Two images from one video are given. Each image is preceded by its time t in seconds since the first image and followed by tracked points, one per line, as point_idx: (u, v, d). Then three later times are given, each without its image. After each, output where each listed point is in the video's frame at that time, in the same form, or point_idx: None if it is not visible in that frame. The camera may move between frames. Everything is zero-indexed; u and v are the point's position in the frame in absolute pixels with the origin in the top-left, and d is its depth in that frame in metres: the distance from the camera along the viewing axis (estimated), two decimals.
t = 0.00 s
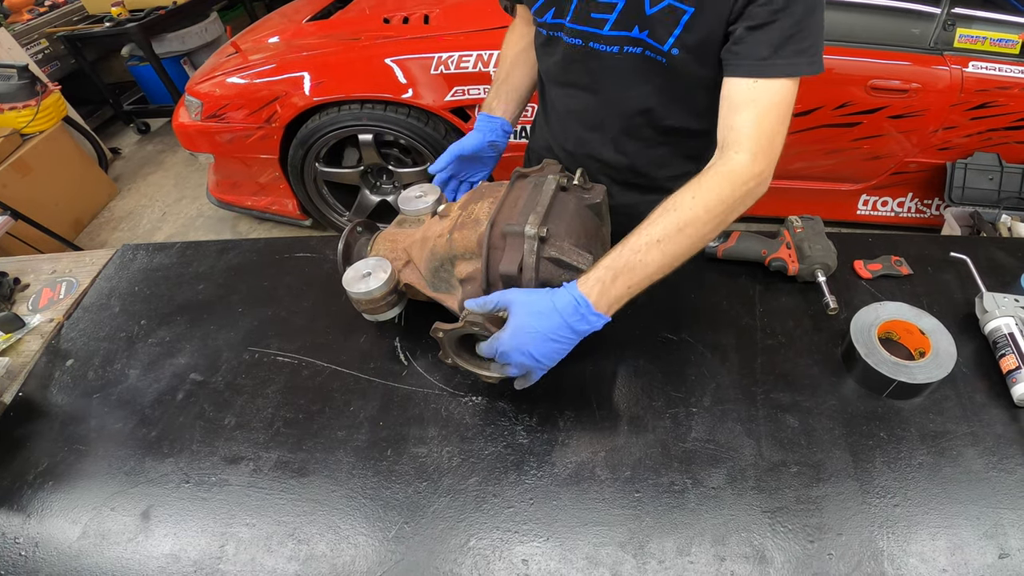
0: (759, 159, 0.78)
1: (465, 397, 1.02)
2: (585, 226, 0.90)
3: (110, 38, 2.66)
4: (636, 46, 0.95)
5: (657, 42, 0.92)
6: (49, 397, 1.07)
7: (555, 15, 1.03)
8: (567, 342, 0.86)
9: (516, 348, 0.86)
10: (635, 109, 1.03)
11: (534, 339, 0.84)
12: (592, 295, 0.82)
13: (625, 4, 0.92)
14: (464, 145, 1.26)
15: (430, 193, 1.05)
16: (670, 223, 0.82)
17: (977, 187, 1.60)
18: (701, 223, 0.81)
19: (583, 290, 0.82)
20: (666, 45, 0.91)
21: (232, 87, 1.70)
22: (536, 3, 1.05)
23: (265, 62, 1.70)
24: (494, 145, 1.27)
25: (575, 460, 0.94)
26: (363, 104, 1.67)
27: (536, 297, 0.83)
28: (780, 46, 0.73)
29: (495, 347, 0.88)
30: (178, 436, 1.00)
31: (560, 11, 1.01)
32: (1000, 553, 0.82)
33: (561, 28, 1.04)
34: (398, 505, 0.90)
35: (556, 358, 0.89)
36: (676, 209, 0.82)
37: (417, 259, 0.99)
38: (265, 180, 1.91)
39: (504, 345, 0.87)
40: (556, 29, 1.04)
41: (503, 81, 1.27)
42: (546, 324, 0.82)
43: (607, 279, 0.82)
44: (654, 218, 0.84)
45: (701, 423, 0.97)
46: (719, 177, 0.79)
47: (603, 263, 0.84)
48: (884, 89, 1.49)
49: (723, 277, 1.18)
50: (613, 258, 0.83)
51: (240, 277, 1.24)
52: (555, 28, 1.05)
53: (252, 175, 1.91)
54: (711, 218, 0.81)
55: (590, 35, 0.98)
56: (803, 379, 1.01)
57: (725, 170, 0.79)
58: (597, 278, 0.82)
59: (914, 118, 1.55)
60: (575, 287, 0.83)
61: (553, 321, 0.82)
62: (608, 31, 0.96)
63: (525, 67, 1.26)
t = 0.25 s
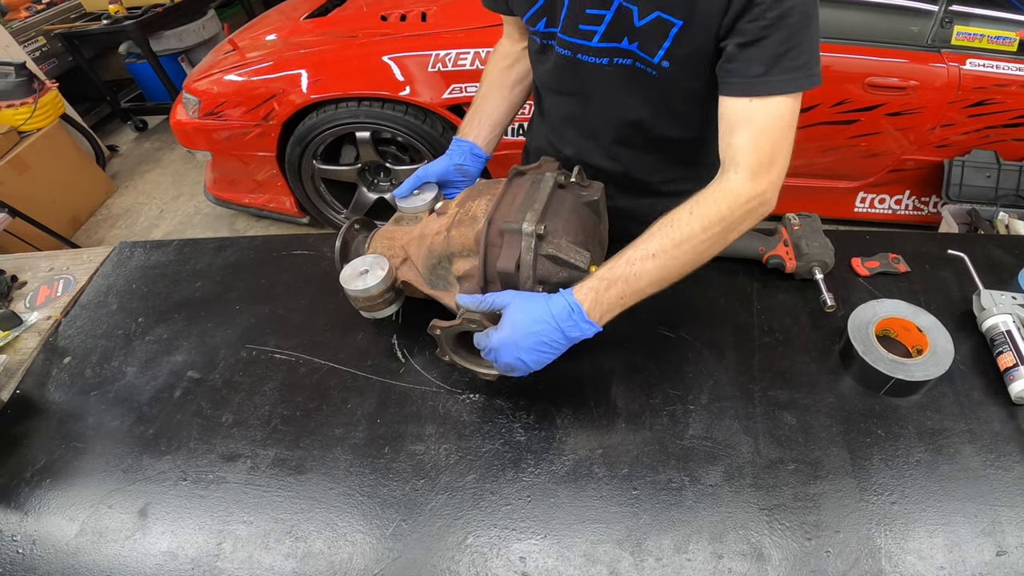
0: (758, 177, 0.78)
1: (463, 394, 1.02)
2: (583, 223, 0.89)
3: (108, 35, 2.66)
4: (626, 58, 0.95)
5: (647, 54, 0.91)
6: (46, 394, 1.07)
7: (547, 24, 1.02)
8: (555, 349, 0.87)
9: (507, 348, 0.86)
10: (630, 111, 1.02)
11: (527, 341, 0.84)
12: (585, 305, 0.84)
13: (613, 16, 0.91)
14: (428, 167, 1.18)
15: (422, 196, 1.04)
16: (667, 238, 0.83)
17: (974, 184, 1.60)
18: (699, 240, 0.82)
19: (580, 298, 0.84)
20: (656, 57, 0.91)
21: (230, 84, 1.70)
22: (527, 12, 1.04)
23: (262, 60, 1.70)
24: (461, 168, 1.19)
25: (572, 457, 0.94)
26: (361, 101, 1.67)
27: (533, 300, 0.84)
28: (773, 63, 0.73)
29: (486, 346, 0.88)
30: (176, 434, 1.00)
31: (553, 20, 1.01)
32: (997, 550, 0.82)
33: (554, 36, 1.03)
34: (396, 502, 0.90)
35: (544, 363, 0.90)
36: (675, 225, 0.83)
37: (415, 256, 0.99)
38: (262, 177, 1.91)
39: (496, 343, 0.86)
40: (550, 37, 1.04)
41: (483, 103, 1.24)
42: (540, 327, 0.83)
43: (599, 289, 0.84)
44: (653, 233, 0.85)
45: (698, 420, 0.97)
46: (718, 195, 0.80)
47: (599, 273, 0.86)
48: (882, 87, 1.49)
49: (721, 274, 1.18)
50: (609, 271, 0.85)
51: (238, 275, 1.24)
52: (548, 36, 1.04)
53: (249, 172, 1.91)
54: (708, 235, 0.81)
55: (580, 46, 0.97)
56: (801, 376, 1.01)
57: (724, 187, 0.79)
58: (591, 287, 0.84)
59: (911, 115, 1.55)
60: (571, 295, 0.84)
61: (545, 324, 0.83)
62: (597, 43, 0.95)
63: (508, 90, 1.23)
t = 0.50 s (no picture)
0: (760, 190, 0.79)
1: (460, 391, 1.02)
2: (580, 220, 0.89)
3: (105, 33, 2.65)
4: (608, 70, 0.94)
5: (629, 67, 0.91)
6: (44, 392, 1.07)
7: (535, 32, 1.02)
8: (554, 342, 0.87)
9: (507, 341, 0.86)
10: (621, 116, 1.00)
11: (529, 334, 0.83)
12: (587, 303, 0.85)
13: (593, 30, 0.90)
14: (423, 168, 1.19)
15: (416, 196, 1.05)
16: (670, 243, 0.84)
17: (972, 182, 1.60)
18: (702, 248, 0.83)
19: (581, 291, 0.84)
20: (638, 70, 0.90)
21: (227, 81, 1.70)
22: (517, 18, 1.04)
23: (259, 57, 1.70)
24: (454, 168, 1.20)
25: (569, 455, 0.94)
26: (358, 99, 1.67)
27: (534, 294, 0.84)
28: (760, 83, 0.72)
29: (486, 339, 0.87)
30: (173, 431, 0.99)
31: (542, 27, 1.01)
32: (994, 548, 0.83)
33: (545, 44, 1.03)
34: (393, 499, 0.90)
35: (542, 355, 0.89)
36: (678, 230, 0.85)
37: (411, 254, 0.99)
38: (260, 175, 1.91)
39: (496, 337, 0.86)
40: (540, 44, 1.04)
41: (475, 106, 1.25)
42: (541, 319, 0.83)
43: (601, 287, 0.85)
44: (656, 237, 0.86)
45: (696, 417, 0.97)
46: (722, 205, 0.81)
47: (602, 273, 0.86)
48: (879, 84, 1.49)
49: (719, 272, 1.18)
50: (613, 273, 0.85)
51: (235, 273, 1.24)
52: (538, 44, 1.04)
53: (247, 170, 1.91)
54: (711, 244, 0.83)
55: (563, 57, 0.98)
56: (798, 374, 1.01)
57: (728, 198, 0.81)
58: (594, 286, 0.85)
59: (908, 113, 1.55)
60: (572, 290, 0.85)
61: (545, 318, 0.83)
62: (579, 55, 0.95)
63: (500, 93, 1.24)
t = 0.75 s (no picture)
0: (781, 164, 0.80)
1: (457, 388, 1.02)
2: (581, 208, 0.91)
3: (103, 30, 2.64)
4: (600, 70, 0.94)
5: (622, 65, 0.90)
6: (41, 389, 1.07)
7: (523, 36, 0.99)
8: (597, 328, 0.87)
9: (559, 333, 0.84)
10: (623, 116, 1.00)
11: (583, 318, 0.83)
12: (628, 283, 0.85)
13: (583, 31, 0.89)
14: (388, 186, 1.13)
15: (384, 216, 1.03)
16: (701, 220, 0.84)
17: (969, 179, 1.61)
18: (731, 225, 0.84)
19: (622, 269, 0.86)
20: (632, 68, 0.90)
21: (225, 79, 1.70)
22: (499, 24, 1.01)
23: (257, 55, 1.70)
24: (422, 186, 1.14)
25: (567, 452, 0.94)
26: (356, 96, 1.67)
27: (579, 280, 0.84)
28: (768, 74, 0.72)
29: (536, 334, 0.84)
30: (170, 429, 0.99)
31: (529, 31, 0.99)
32: (992, 545, 0.83)
33: (531, 48, 1.01)
34: (391, 497, 0.90)
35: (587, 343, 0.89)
36: (707, 206, 0.85)
37: (412, 273, 0.95)
38: (257, 172, 1.91)
39: (549, 328, 0.83)
40: (527, 48, 1.02)
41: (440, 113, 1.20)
42: (593, 300, 0.83)
43: (639, 268, 0.86)
44: (686, 216, 0.86)
45: (693, 415, 0.97)
46: (748, 181, 0.81)
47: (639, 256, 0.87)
48: (876, 81, 1.49)
49: (716, 270, 1.18)
50: (650, 253, 0.86)
51: (232, 270, 1.24)
52: (525, 48, 1.02)
53: (244, 167, 1.91)
54: (741, 220, 0.83)
55: (554, 60, 0.96)
56: (796, 371, 1.01)
57: (752, 175, 0.82)
58: (633, 267, 0.86)
59: (906, 110, 1.55)
60: (610, 273, 0.86)
61: (593, 303, 0.83)
62: (571, 57, 0.94)
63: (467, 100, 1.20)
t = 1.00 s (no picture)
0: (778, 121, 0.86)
1: (454, 386, 1.02)
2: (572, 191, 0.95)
3: (100, 28, 2.63)
4: (598, 60, 0.94)
5: (622, 52, 0.91)
6: (39, 386, 1.07)
7: (515, 31, 0.98)
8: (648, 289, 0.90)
9: (628, 301, 0.84)
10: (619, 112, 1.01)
11: (645, 277, 0.86)
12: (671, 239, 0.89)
13: (582, 19, 0.89)
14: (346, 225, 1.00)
15: (357, 254, 0.90)
16: (726, 177, 0.88)
17: (966, 176, 1.61)
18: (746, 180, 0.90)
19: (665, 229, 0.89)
20: (633, 54, 0.90)
21: (222, 76, 1.70)
22: (486, 24, 0.99)
23: (254, 52, 1.70)
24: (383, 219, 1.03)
25: (564, 449, 0.94)
26: (353, 93, 1.67)
27: (631, 248, 0.86)
28: (775, 49, 0.77)
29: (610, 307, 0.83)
30: (167, 426, 0.99)
31: (521, 26, 0.97)
32: (988, 542, 0.83)
33: (523, 44, 1.00)
34: (388, 494, 0.90)
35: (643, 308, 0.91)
36: (724, 160, 0.88)
37: (435, 297, 0.86)
38: (254, 170, 1.91)
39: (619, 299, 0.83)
40: (519, 44, 1.00)
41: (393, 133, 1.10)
42: (649, 260, 0.86)
43: (678, 226, 0.89)
44: (706, 173, 0.89)
45: (690, 412, 0.97)
46: (757, 139, 0.87)
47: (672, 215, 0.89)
48: (874, 79, 1.49)
49: (714, 267, 1.18)
50: (685, 211, 0.89)
51: (230, 267, 1.24)
52: (517, 44, 1.00)
53: (242, 165, 1.90)
54: (756, 171, 0.89)
55: (551, 52, 0.96)
56: (793, 369, 1.01)
57: (759, 133, 0.87)
58: (673, 226, 0.89)
59: (903, 107, 1.55)
60: (654, 234, 0.88)
61: (648, 263, 0.86)
62: (569, 47, 0.93)
63: (421, 117, 1.12)
